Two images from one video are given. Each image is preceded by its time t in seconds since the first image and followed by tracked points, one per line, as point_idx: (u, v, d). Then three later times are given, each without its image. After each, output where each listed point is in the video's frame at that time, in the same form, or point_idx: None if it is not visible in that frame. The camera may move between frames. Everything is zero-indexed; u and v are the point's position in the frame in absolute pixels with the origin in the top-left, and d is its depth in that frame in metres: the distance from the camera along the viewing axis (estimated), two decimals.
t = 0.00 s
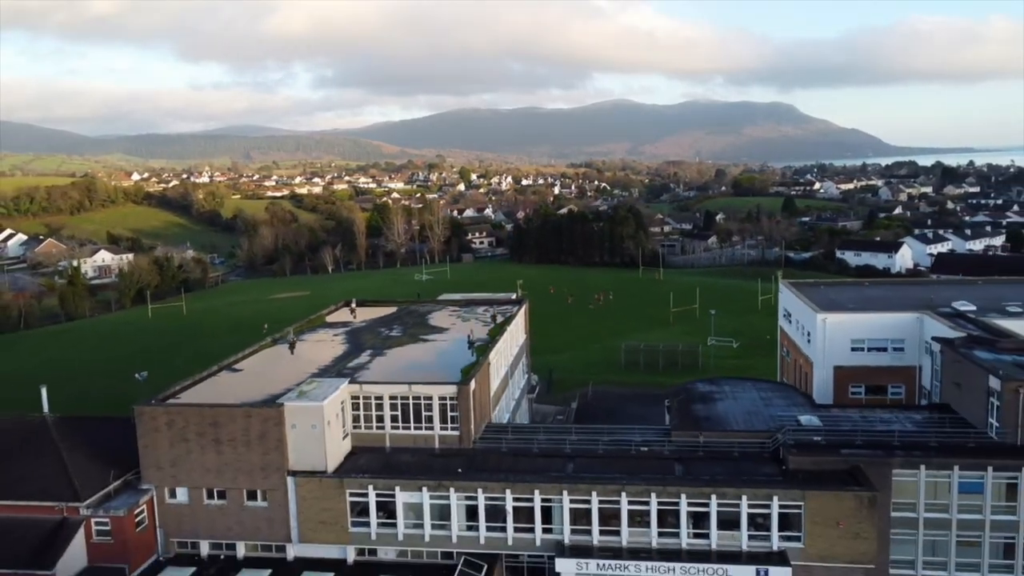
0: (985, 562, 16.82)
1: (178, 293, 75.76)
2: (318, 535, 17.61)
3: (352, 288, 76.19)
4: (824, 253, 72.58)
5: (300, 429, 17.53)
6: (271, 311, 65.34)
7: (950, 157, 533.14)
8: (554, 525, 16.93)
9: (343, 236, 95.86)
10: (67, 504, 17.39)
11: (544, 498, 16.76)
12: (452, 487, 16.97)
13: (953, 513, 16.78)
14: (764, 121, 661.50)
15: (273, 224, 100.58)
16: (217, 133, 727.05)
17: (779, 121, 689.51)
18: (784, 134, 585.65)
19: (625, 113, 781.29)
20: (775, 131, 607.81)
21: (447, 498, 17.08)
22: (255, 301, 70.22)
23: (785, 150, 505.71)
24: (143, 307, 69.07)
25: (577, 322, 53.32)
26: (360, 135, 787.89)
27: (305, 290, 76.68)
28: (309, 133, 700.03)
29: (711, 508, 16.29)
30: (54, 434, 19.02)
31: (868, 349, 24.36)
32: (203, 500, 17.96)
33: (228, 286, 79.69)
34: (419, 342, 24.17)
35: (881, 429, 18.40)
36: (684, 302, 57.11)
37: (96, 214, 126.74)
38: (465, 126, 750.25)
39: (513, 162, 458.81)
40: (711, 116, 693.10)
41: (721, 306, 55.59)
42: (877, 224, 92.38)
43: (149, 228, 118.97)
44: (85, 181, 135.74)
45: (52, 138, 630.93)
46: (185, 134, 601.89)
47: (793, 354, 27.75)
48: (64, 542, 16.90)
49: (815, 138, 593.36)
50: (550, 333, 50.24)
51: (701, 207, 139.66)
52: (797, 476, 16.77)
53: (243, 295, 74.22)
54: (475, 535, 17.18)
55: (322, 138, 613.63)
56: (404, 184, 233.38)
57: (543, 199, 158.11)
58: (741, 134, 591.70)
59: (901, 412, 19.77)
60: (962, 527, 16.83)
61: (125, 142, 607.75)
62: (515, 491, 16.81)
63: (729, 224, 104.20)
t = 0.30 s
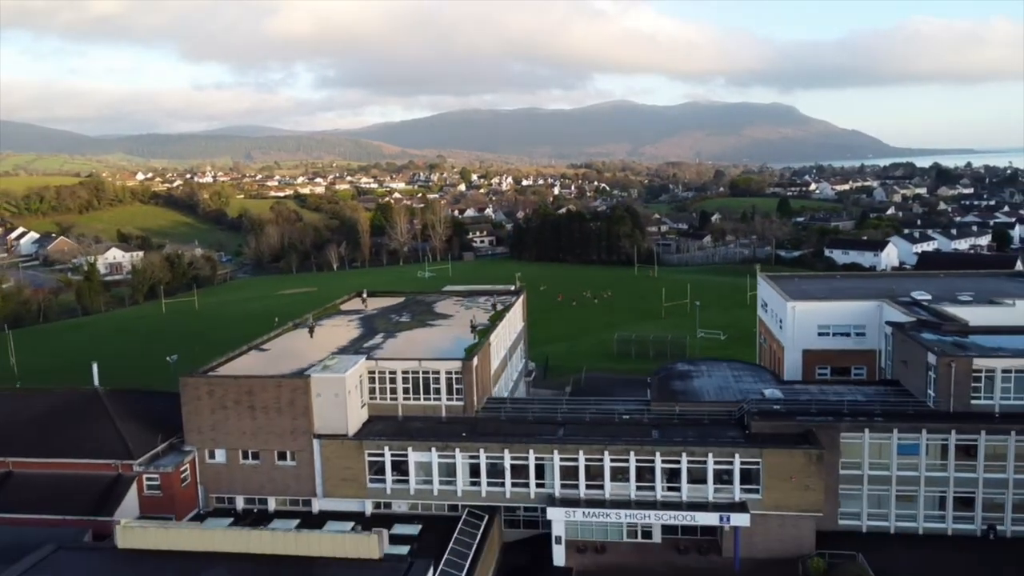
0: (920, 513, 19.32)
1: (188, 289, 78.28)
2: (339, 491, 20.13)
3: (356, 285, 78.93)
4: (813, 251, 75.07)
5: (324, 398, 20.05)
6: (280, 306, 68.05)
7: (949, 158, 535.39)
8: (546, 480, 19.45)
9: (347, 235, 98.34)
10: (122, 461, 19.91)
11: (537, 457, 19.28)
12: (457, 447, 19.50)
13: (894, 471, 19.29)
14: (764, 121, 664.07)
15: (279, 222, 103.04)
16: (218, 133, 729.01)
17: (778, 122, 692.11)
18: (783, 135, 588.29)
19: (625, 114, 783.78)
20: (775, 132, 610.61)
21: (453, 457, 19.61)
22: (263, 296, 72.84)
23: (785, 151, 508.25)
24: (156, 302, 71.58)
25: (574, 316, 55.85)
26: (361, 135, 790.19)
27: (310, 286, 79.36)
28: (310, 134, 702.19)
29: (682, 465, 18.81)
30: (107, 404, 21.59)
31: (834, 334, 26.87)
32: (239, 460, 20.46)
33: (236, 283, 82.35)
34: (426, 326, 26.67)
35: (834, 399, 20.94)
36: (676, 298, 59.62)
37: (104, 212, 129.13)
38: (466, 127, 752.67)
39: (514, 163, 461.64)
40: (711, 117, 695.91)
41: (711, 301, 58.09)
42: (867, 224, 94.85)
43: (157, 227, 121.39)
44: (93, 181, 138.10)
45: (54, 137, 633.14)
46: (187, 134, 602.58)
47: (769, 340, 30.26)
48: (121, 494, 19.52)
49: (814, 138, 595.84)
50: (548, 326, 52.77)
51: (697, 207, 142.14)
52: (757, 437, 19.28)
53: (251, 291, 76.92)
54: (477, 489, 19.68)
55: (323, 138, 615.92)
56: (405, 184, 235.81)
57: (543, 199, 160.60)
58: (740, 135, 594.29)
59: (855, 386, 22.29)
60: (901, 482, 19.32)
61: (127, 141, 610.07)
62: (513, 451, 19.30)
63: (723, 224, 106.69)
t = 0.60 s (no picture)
0: (889, 488, 20.84)
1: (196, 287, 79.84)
2: (351, 468, 21.66)
3: (359, 283, 80.63)
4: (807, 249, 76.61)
5: (337, 381, 21.58)
6: (285, 303, 69.70)
7: (947, 158, 537.36)
8: (543, 458, 20.98)
9: (349, 233, 99.82)
10: (149, 441, 21.46)
11: (534, 436, 20.83)
12: (459, 427, 21.02)
13: (864, 449, 20.80)
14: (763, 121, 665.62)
15: (282, 222, 104.49)
16: (218, 133, 729.69)
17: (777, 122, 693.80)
18: (782, 135, 590.07)
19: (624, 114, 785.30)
20: (774, 131, 612.25)
21: (456, 437, 21.14)
22: (268, 294, 74.36)
23: (784, 151, 509.92)
24: (163, 300, 73.11)
25: (572, 312, 57.36)
26: (361, 136, 791.25)
27: (314, 284, 81.01)
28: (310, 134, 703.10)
29: (668, 443, 20.33)
30: (133, 389, 23.15)
31: (816, 325, 28.35)
32: (257, 440, 21.99)
33: (241, 281, 83.98)
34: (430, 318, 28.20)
35: (811, 384, 22.46)
36: (671, 295, 61.09)
37: (109, 212, 130.45)
38: (466, 127, 753.71)
39: (513, 162, 463.42)
40: (710, 117, 697.51)
41: (706, 298, 59.48)
42: (862, 224, 96.23)
43: (161, 227, 122.81)
44: (97, 181, 139.42)
45: (53, 138, 633.38)
46: (187, 134, 603.46)
47: (755, 331, 31.80)
48: (148, 470, 21.04)
49: (813, 138, 597.53)
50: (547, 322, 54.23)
51: (695, 207, 143.71)
52: (737, 418, 20.82)
53: (256, 288, 78.60)
54: (478, 466, 21.20)
55: (323, 139, 616.81)
56: (405, 184, 237.08)
57: (542, 199, 161.95)
58: (739, 135, 595.79)
59: (832, 372, 23.84)
60: (872, 460, 20.84)
61: (127, 142, 610.72)
62: (512, 430, 20.82)
63: (720, 223, 108.19)
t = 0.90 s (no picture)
0: (862, 466, 22.34)
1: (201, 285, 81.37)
2: (361, 449, 23.16)
3: (361, 280, 82.28)
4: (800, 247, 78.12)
5: (347, 367, 23.10)
6: (289, 300, 71.29)
7: (945, 157, 538.91)
8: (540, 439, 22.49)
9: (351, 232, 101.34)
10: (172, 423, 22.98)
11: (532, 418, 22.34)
12: (462, 410, 22.52)
13: (840, 430, 22.29)
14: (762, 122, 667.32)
15: (285, 221, 105.98)
16: (218, 133, 730.71)
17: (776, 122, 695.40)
18: (781, 135, 591.60)
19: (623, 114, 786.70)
20: (773, 131, 613.66)
21: (459, 419, 22.64)
22: (273, 292, 75.85)
23: (783, 151, 511.59)
24: (170, 297, 74.63)
25: (569, 309, 58.87)
26: (361, 136, 792.19)
27: (317, 282, 82.62)
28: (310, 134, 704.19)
29: (657, 424, 21.83)
30: (156, 376, 24.68)
31: (800, 317, 29.87)
32: (273, 422, 23.50)
33: (245, 280, 85.50)
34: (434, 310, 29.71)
35: (792, 371, 23.98)
36: (667, 292, 62.57)
37: (113, 211, 131.84)
38: (465, 127, 754.88)
39: (513, 162, 465.15)
40: (709, 117, 699.11)
41: (701, 295, 60.98)
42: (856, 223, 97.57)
43: (165, 226, 124.18)
44: (101, 181, 140.76)
45: (54, 138, 634.31)
46: (187, 134, 604.54)
47: (743, 324, 33.30)
48: (173, 450, 22.51)
49: (812, 138, 599.05)
50: (546, 318, 55.71)
51: (693, 207, 145.19)
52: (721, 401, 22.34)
53: (260, 286, 80.19)
54: (480, 447, 22.70)
55: (323, 138, 617.95)
56: (405, 184, 238.44)
57: (542, 199, 163.35)
58: (738, 135, 597.17)
59: (812, 360, 25.35)
60: (847, 440, 22.33)
61: (128, 142, 611.57)
62: (511, 413, 22.35)
63: (716, 222, 109.65)
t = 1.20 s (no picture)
0: (839, 447, 23.83)
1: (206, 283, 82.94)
2: (368, 431, 24.66)
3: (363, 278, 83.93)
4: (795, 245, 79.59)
5: (356, 354, 24.58)
6: (293, 297, 72.95)
7: (943, 158, 540.61)
8: (538, 421, 23.99)
9: (353, 231, 102.90)
10: (192, 407, 24.50)
11: (530, 402, 23.83)
12: (464, 395, 24.00)
13: (818, 413, 23.79)
14: (761, 122, 668.85)
15: (287, 220, 107.48)
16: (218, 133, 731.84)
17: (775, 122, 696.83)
18: (780, 135, 592.92)
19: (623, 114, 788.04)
20: (772, 131, 614.93)
21: (462, 403, 24.13)
22: (277, 289, 77.35)
23: (782, 151, 513.00)
24: (176, 294, 76.19)
25: (567, 305, 60.40)
26: (361, 136, 793.48)
27: (320, 279, 84.20)
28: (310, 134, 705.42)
29: (646, 407, 23.32)
30: (175, 363, 26.21)
31: (786, 309, 31.33)
32: (286, 407, 25.00)
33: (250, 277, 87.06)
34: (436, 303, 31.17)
35: (774, 359, 25.48)
36: (662, 289, 64.13)
37: (117, 211, 133.30)
38: (465, 127, 756.06)
39: (513, 162, 465.97)
40: (709, 117, 700.58)
41: (696, 292, 62.51)
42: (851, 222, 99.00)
43: (169, 225, 125.63)
44: (105, 181, 142.09)
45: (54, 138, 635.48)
46: (187, 134, 605.84)
47: (732, 316, 34.75)
48: (194, 430, 24.02)
49: (811, 138, 600.58)
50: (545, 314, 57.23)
51: (691, 206, 146.59)
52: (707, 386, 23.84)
53: (264, 283, 81.80)
54: (481, 429, 24.19)
55: (323, 138, 619.00)
56: (406, 184, 239.72)
57: (542, 199, 164.76)
58: (738, 134, 598.35)
59: (794, 349, 26.86)
60: (825, 422, 23.81)
61: (128, 142, 612.48)
62: (510, 397, 23.84)
63: (713, 221, 111.12)
